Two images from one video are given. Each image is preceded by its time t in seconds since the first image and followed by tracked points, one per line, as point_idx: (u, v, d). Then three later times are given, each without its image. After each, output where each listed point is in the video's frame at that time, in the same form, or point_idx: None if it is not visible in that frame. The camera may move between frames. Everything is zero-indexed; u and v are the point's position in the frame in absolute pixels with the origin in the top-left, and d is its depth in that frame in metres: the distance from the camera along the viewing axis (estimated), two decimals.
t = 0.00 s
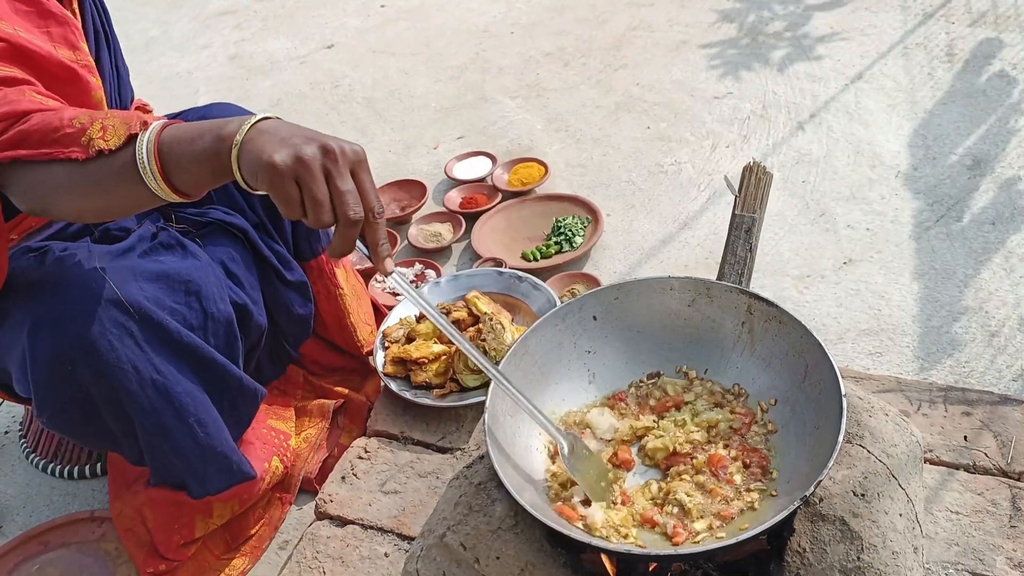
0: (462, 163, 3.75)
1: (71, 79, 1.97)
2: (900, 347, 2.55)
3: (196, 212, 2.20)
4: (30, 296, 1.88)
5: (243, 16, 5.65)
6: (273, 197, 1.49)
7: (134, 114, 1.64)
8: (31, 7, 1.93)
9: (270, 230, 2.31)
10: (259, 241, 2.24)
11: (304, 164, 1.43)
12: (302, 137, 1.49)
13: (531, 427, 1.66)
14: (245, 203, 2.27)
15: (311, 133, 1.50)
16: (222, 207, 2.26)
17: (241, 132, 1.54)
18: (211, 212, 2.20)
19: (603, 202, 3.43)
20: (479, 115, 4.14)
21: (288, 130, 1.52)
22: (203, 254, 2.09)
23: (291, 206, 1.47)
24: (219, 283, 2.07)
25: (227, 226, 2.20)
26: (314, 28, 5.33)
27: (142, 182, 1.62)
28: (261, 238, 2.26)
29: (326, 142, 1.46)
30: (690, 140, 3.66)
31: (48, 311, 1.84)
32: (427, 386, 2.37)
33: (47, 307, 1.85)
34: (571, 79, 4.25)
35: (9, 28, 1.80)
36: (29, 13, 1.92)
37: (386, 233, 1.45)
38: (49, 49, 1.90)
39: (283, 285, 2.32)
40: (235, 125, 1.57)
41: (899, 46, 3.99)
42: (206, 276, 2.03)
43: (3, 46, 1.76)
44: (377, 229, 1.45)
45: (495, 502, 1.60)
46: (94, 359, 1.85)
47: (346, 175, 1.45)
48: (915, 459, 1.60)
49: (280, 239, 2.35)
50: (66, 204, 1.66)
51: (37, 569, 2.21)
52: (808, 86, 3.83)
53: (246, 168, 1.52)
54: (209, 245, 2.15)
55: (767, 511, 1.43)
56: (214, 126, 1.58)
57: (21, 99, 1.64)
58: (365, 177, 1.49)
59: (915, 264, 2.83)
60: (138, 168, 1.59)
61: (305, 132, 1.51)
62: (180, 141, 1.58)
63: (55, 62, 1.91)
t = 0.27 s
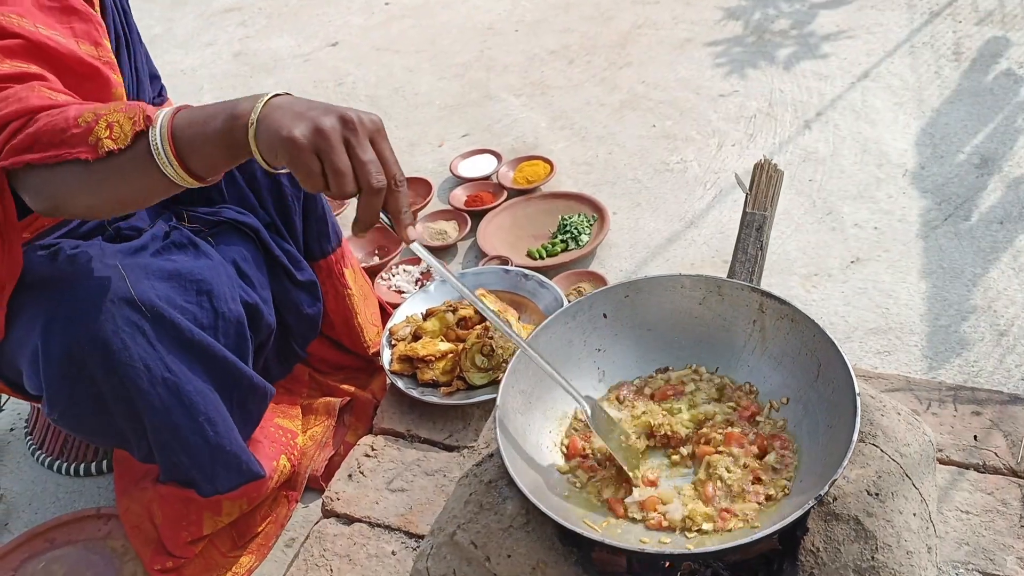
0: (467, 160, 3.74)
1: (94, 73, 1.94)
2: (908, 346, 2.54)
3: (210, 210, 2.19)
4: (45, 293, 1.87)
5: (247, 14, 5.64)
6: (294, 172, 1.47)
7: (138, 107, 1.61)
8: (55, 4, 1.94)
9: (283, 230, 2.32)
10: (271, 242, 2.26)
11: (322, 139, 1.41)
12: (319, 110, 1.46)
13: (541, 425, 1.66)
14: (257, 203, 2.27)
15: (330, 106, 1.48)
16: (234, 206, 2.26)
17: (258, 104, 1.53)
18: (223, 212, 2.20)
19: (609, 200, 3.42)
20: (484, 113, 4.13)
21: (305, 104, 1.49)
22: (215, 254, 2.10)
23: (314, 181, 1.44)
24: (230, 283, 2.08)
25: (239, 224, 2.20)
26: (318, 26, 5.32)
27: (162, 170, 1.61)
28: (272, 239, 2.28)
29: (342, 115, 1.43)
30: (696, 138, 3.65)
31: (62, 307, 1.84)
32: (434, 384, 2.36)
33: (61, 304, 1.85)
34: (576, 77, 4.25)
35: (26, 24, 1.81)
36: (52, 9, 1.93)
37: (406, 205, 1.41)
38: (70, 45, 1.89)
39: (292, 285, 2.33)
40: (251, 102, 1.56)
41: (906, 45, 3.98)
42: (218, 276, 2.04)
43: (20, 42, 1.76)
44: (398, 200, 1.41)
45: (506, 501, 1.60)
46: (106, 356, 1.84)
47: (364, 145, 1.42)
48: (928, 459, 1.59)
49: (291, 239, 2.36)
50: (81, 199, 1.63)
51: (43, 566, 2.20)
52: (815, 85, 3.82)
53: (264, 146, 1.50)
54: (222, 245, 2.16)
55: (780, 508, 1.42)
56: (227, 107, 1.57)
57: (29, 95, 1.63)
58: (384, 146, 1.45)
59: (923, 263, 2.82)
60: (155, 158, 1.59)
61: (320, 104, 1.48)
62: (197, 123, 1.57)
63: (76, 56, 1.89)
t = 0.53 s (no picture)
0: (470, 160, 3.74)
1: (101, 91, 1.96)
2: (912, 347, 2.54)
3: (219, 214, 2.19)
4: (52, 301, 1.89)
5: (250, 13, 5.65)
6: (306, 213, 1.43)
7: (138, 140, 1.56)
8: (63, 18, 1.92)
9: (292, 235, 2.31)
10: (280, 244, 2.24)
11: (337, 174, 1.38)
12: (340, 147, 1.44)
13: (548, 427, 1.66)
14: (266, 206, 2.26)
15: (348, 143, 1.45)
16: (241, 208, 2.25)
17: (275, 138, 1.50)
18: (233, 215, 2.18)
19: (613, 201, 3.42)
20: (487, 113, 4.13)
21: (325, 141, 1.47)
22: (222, 258, 2.08)
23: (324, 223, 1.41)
24: (236, 287, 2.06)
25: (249, 228, 2.19)
26: (321, 26, 5.32)
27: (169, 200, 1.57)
28: (282, 242, 2.27)
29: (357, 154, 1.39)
30: (699, 139, 3.65)
31: (67, 313, 1.86)
32: (439, 385, 2.36)
33: (67, 310, 1.86)
34: (579, 77, 4.25)
35: (31, 44, 1.78)
36: (61, 24, 1.91)
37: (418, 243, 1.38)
38: (75, 64, 1.88)
39: (300, 288, 2.32)
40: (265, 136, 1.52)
41: (910, 46, 3.98)
42: (224, 282, 2.02)
43: (22, 63, 1.73)
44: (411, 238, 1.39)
45: (513, 502, 1.60)
46: (109, 362, 1.85)
47: (379, 186, 1.39)
48: (934, 461, 1.59)
49: (299, 242, 2.35)
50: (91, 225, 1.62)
51: (47, 566, 2.20)
52: (818, 86, 3.82)
53: (278, 181, 1.46)
54: (231, 248, 2.15)
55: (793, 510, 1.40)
56: (243, 136, 1.54)
57: (29, 118, 1.61)
58: (399, 183, 1.42)
59: (927, 264, 2.81)
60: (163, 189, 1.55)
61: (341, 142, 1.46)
62: (210, 152, 1.54)
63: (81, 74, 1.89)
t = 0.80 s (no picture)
0: (472, 160, 3.74)
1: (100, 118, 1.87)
2: (914, 347, 2.54)
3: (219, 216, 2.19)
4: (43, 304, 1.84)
5: (251, 12, 5.65)
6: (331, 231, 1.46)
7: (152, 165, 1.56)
8: (68, 42, 1.83)
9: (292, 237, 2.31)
10: (279, 246, 2.25)
11: (360, 195, 1.40)
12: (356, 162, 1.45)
13: (550, 426, 1.66)
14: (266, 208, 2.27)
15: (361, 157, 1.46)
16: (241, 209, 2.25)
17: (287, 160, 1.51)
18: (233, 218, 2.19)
19: (614, 200, 3.42)
20: (488, 112, 4.13)
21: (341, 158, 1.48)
22: (220, 262, 2.09)
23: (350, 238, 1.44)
24: (233, 291, 2.07)
25: (248, 230, 2.20)
26: (322, 24, 5.32)
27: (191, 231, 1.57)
28: (282, 245, 2.27)
29: (375, 168, 1.42)
30: (701, 138, 3.64)
31: (60, 317, 1.81)
32: (440, 384, 2.36)
33: (59, 315, 1.82)
34: (581, 76, 4.24)
35: (38, 72, 1.70)
36: (66, 49, 1.82)
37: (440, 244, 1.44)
38: (83, 91, 1.81)
39: (300, 289, 2.33)
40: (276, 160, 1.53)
41: (912, 45, 3.98)
42: (222, 287, 2.04)
43: (30, 90, 1.67)
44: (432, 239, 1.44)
45: (515, 501, 1.61)
46: (107, 366, 1.84)
47: (399, 195, 1.42)
48: (937, 461, 1.59)
49: (299, 244, 2.35)
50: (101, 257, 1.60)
51: (49, 565, 2.21)
52: (820, 85, 3.81)
53: (297, 206, 1.48)
54: (231, 251, 2.15)
55: (793, 510, 1.40)
56: (253, 164, 1.54)
57: (42, 149, 1.57)
58: (413, 187, 1.46)
59: (929, 264, 2.81)
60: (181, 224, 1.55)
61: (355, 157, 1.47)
62: (222, 185, 1.53)
63: (89, 104, 1.82)
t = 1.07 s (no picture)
0: (472, 159, 3.74)
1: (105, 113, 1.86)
2: (914, 346, 2.54)
3: (222, 212, 2.19)
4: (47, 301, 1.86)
5: (252, 11, 5.65)
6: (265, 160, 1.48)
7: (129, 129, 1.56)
8: (83, 34, 1.90)
9: (292, 232, 2.31)
10: (281, 240, 2.24)
11: (296, 121, 1.43)
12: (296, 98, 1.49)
13: (549, 425, 1.66)
14: (269, 205, 2.27)
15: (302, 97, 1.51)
16: (243, 205, 2.24)
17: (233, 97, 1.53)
18: (236, 213, 2.19)
19: (614, 199, 3.42)
20: (489, 111, 4.13)
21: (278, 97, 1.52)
22: (223, 256, 2.08)
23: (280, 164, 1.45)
24: (237, 285, 2.06)
25: (252, 225, 2.19)
26: (323, 23, 5.32)
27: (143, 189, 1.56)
28: (284, 240, 2.27)
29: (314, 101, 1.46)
30: (701, 137, 3.64)
31: (66, 314, 1.83)
32: (440, 383, 2.36)
33: (63, 312, 1.83)
34: (581, 75, 4.24)
35: (42, 62, 1.75)
36: (79, 40, 1.89)
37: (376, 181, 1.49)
38: (89, 83, 1.84)
39: (303, 286, 2.32)
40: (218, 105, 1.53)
41: (913, 44, 3.97)
42: (225, 281, 2.03)
43: (32, 80, 1.71)
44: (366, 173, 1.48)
45: (515, 500, 1.61)
46: (109, 363, 1.84)
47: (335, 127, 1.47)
48: (938, 460, 1.59)
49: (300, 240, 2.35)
50: (72, 235, 1.59)
51: (50, 563, 2.21)
52: (820, 84, 3.81)
53: (234, 138, 1.49)
54: (234, 244, 2.14)
55: (792, 508, 1.40)
56: (195, 107, 1.55)
57: (29, 133, 1.60)
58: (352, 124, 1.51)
59: (929, 263, 2.81)
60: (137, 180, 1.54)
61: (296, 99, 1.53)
62: (172, 127, 1.53)
63: (91, 100, 1.83)
